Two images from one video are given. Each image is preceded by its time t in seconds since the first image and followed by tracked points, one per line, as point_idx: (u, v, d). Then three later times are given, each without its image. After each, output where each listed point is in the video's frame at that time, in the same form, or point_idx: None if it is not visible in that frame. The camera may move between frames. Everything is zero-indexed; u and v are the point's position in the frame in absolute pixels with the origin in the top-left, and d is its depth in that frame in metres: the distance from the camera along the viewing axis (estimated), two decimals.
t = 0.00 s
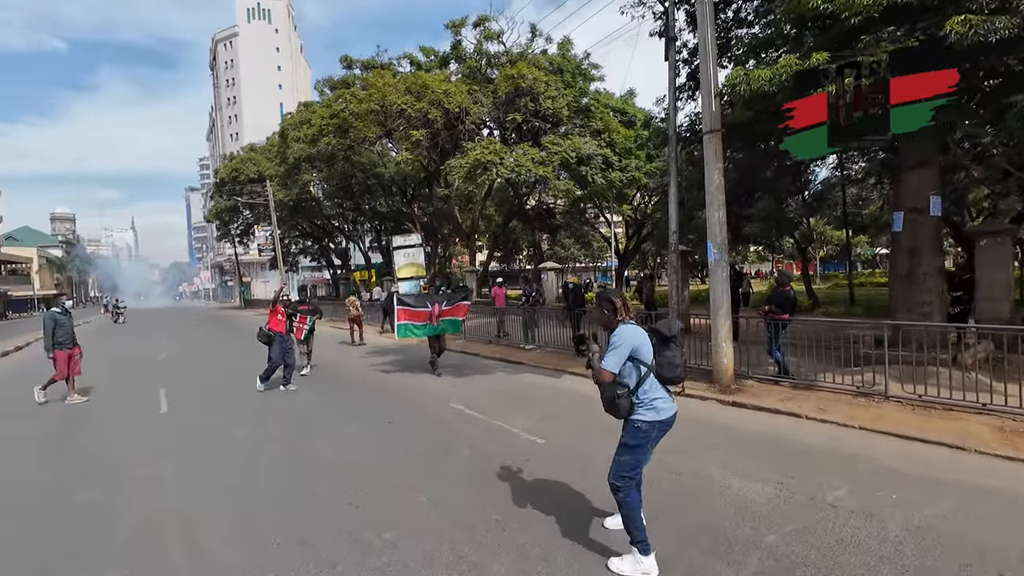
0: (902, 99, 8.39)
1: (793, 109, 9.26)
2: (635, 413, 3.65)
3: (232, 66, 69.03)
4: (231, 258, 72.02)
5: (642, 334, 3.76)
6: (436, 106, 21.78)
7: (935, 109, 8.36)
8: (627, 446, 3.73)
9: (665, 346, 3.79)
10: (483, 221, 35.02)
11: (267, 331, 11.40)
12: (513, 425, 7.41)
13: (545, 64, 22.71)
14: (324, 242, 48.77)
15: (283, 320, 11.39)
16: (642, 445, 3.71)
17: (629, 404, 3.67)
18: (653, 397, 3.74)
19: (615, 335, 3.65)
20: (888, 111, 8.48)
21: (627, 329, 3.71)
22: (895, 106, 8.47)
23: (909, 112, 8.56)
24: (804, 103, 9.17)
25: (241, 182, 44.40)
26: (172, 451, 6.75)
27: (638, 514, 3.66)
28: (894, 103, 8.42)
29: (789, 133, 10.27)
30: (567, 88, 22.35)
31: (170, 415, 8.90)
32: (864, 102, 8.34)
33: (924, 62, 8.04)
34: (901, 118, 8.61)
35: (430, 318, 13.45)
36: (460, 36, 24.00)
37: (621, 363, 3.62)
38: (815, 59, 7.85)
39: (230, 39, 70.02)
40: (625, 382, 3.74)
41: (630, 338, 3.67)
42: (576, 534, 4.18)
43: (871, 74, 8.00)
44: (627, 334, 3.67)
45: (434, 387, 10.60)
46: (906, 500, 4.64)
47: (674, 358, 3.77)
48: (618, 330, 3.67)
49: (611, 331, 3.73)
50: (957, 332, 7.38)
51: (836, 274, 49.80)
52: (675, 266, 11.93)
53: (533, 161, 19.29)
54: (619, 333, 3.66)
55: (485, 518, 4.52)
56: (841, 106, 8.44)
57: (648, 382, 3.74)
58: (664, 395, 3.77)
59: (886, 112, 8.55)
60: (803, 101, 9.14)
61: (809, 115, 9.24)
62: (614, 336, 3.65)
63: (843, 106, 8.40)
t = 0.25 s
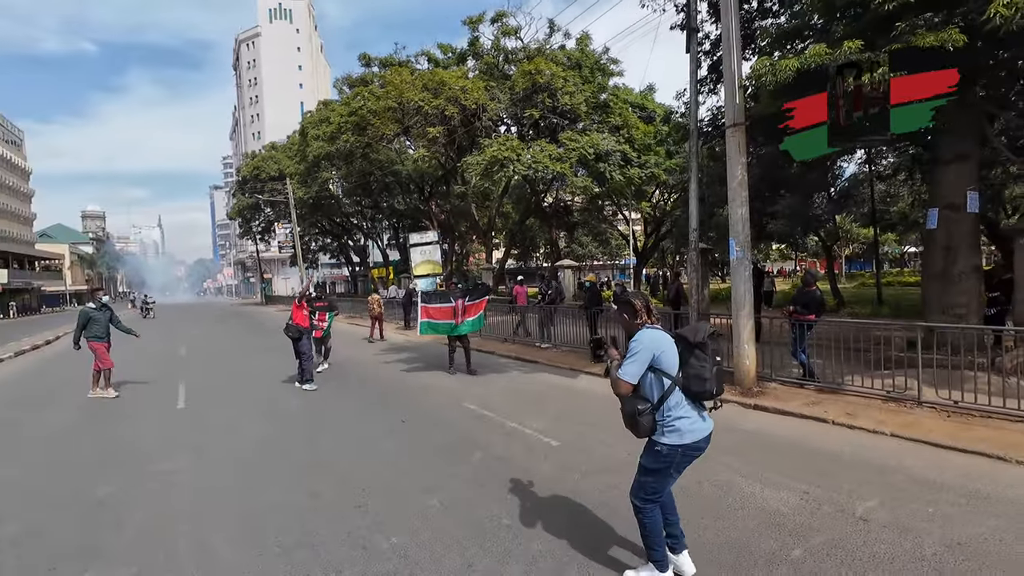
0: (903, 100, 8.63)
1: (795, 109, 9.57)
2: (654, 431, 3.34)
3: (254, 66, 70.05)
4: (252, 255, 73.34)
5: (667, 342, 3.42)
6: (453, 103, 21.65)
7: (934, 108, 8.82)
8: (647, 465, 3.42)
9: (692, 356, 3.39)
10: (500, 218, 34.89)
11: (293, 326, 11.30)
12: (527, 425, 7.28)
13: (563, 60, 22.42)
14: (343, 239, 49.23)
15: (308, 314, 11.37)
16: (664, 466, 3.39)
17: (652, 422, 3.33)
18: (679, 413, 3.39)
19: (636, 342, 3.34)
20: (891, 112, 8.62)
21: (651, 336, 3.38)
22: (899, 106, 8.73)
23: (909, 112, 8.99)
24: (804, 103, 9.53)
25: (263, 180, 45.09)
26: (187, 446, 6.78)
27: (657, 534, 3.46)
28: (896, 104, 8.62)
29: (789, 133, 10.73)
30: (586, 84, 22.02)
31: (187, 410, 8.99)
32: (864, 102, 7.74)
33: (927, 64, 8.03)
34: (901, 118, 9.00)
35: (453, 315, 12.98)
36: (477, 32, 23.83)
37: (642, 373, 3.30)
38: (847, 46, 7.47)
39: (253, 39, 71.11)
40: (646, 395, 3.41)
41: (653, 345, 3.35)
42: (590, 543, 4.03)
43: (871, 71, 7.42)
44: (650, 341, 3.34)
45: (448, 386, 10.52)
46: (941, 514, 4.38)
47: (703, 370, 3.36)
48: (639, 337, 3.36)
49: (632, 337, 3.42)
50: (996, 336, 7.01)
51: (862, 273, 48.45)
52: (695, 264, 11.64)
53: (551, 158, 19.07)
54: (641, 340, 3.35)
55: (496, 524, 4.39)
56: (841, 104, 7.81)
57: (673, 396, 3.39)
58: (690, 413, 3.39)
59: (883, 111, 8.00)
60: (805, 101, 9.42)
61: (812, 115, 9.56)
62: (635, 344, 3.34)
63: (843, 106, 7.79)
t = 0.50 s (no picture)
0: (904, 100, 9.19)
1: (796, 108, 9.93)
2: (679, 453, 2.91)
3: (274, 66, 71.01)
4: (272, 252, 74.46)
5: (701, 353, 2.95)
6: (468, 99, 21.49)
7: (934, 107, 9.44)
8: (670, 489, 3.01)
9: (727, 371, 2.90)
10: (516, 216, 34.74)
11: (315, 325, 11.06)
12: (538, 426, 7.14)
13: (579, 55, 22.11)
14: (360, 237, 49.60)
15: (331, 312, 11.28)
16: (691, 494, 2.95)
17: (678, 443, 2.90)
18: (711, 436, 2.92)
19: (664, 352, 2.90)
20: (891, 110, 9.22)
21: (681, 345, 2.92)
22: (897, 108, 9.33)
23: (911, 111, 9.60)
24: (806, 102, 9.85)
25: (282, 178, 45.66)
26: (198, 442, 6.80)
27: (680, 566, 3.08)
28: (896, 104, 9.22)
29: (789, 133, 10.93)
30: (603, 80, 21.70)
31: (201, 406, 9.05)
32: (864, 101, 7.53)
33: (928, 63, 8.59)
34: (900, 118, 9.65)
35: (474, 315, 12.28)
36: (493, 28, 23.63)
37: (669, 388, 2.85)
38: (878, 32, 7.12)
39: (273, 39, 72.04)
40: (674, 412, 2.97)
41: (684, 357, 2.89)
42: (599, 552, 3.88)
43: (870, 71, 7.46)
44: (681, 351, 2.89)
45: (459, 384, 10.41)
46: (977, 528, 4.11)
47: (742, 390, 2.85)
48: (668, 346, 2.91)
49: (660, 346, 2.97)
50: None
51: (888, 273, 47.09)
52: (713, 262, 11.34)
53: (566, 154, 18.83)
54: (669, 350, 2.90)
55: (502, 529, 4.26)
56: (841, 104, 7.65)
57: (704, 417, 2.92)
58: (724, 437, 2.90)
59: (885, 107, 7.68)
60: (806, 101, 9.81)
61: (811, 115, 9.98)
62: (663, 353, 2.90)
63: (842, 105, 7.66)
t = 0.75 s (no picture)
0: (904, 99, 8.66)
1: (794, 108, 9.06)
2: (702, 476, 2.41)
3: (292, 66, 71.77)
4: (289, 250, 75.47)
5: (734, 364, 2.39)
6: (481, 97, 21.33)
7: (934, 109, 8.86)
8: (691, 522, 2.50)
9: (768, 388, 2.30)
10: (529, 214, 34.58)
11: (337, 325, 11.08)
12: (545, 427, 6.98)
13: (593, 51, 21.81)
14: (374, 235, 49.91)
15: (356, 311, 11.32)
16: (715, 527, 2.45)
17: (702, 467, 2.39)
18: (743, 460, 2.38)
19: (688, 362, 2.37)
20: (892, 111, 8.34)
21: (709, 354, 2.38)
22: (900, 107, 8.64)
23: (910, 111, 8.98)
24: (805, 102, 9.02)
25: (298, 177, 46.14)
26: (203, 439, 6.79)
27: None
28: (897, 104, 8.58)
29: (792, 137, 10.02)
30: (617, 76, 21.38)
31: (210, 402, 9.08)
32: (863, 102, 6.62)
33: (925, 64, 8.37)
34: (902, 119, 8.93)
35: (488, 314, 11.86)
36: (506, 25, 23.44)
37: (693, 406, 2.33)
38: (903, 20, 6.83)
39: (290, 40, 72.83)
40: (700, 429, 2.46)
41: (713, 368, 2.35)
42: (602, 561, 3.72)
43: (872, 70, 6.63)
44: (709, 362, 2.35)
45: (468, 383, 10.29)
46: (1008, 544, 3.85)
47: (786, 410, 2.26)
48: (693, 355, 2.39)
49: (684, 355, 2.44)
50: None
51: (911, 273, 45.87)
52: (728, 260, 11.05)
53: (579, 152, 18.59)
54: (694, 360, 2.37)
55: (502, 535, 4.12)
56: (840, 103, 6.74)
57: (735, 437, 2.38)
58: (757, 465, 2.36)
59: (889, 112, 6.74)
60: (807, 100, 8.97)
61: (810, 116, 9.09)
62: (686, 364, 2.37)
63: (840, 105, 6.74)
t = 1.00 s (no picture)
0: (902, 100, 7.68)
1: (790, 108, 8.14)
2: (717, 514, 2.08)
3: (306, 66, 72.35)
4: (303, 248, 76.23)
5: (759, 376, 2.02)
6: (492, 95, 21.19)
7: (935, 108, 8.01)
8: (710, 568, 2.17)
9: (797, 413, 1.85)
10: (541, 212, 34.43)
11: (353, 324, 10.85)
12: (550, 428, 6.85)
13: (606, 48, 21.53)
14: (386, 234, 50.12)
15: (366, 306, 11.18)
16: None
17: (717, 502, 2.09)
18: (765, 499, 2.00)
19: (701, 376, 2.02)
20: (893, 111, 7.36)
21: (728, 365, 2.02)
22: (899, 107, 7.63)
23: (911, 112, 8.11)
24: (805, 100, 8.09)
25: (311, 176, 46.51)
26: (206, 438, 6.78)
27: None
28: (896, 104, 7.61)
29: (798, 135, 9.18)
30: (630, 73, 21.09)
31: (217, 400, 9.11)
32: (865, 102, 6.89)
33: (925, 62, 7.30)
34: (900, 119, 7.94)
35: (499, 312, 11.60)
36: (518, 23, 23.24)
37: (709, 430, 1.97)
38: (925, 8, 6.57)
39: (305, 39, 73.40)
40: (715, 458, 2.10)
41: (731, 383, 1.99)
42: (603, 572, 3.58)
43: (872, 71, 6.91)
44: (725, 376, 1.99)
45: (474, 383, 10.19)
46: None
47: (824, 443, 1.81)
48: (707, 366, 2.03)
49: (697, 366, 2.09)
50: None
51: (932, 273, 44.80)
52: (742, 259, 10.79)
53: (590, 149, 18.37)
54: (707, 372, 2.02)
55: (502, 541, 3.99)
56: (841, 103, 7.00)
57: (756, 469, 2.00)
58: (783, 505, 1.98)
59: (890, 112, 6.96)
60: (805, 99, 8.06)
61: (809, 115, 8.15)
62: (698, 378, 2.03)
63: (842, 105, 7.00)
